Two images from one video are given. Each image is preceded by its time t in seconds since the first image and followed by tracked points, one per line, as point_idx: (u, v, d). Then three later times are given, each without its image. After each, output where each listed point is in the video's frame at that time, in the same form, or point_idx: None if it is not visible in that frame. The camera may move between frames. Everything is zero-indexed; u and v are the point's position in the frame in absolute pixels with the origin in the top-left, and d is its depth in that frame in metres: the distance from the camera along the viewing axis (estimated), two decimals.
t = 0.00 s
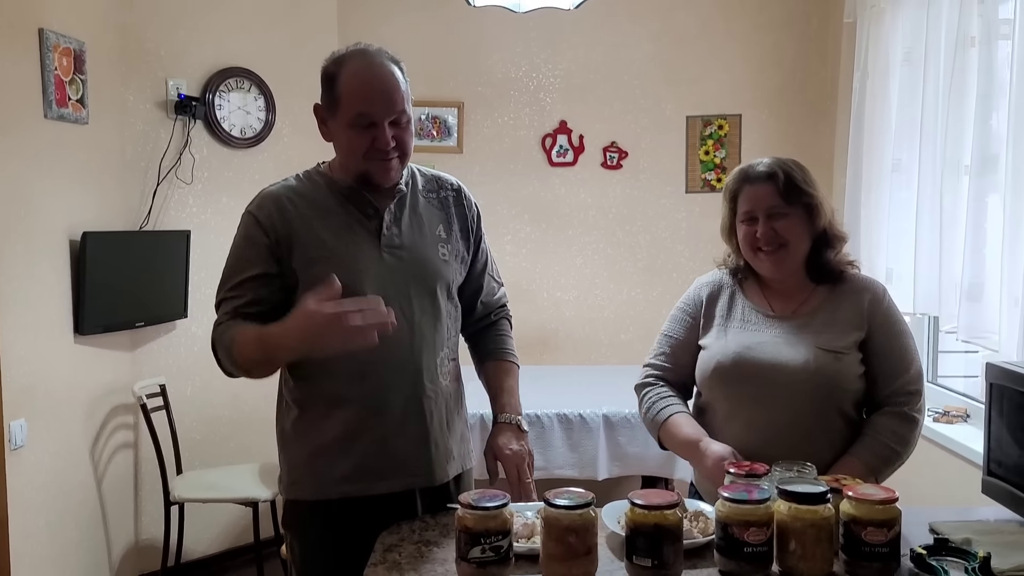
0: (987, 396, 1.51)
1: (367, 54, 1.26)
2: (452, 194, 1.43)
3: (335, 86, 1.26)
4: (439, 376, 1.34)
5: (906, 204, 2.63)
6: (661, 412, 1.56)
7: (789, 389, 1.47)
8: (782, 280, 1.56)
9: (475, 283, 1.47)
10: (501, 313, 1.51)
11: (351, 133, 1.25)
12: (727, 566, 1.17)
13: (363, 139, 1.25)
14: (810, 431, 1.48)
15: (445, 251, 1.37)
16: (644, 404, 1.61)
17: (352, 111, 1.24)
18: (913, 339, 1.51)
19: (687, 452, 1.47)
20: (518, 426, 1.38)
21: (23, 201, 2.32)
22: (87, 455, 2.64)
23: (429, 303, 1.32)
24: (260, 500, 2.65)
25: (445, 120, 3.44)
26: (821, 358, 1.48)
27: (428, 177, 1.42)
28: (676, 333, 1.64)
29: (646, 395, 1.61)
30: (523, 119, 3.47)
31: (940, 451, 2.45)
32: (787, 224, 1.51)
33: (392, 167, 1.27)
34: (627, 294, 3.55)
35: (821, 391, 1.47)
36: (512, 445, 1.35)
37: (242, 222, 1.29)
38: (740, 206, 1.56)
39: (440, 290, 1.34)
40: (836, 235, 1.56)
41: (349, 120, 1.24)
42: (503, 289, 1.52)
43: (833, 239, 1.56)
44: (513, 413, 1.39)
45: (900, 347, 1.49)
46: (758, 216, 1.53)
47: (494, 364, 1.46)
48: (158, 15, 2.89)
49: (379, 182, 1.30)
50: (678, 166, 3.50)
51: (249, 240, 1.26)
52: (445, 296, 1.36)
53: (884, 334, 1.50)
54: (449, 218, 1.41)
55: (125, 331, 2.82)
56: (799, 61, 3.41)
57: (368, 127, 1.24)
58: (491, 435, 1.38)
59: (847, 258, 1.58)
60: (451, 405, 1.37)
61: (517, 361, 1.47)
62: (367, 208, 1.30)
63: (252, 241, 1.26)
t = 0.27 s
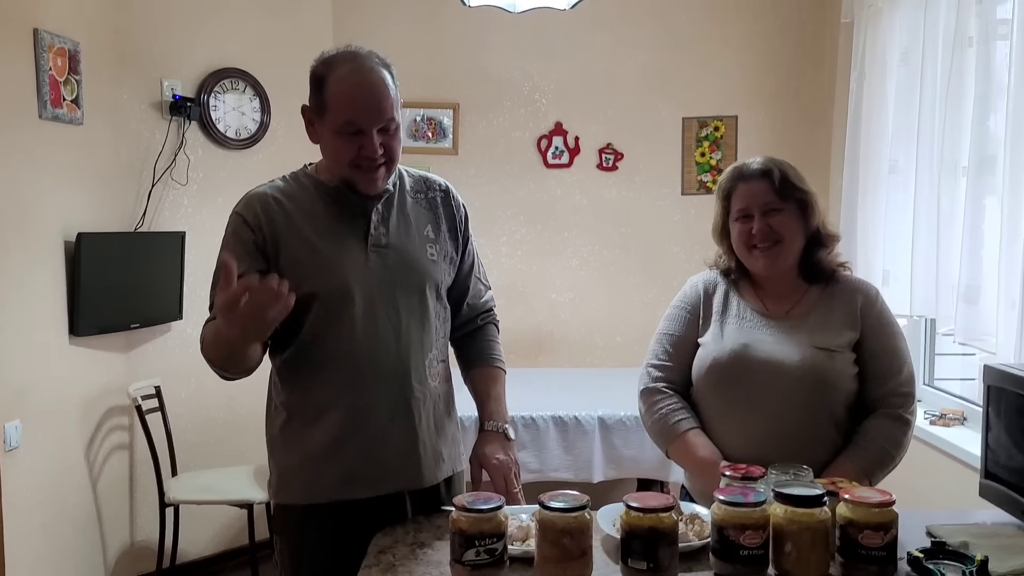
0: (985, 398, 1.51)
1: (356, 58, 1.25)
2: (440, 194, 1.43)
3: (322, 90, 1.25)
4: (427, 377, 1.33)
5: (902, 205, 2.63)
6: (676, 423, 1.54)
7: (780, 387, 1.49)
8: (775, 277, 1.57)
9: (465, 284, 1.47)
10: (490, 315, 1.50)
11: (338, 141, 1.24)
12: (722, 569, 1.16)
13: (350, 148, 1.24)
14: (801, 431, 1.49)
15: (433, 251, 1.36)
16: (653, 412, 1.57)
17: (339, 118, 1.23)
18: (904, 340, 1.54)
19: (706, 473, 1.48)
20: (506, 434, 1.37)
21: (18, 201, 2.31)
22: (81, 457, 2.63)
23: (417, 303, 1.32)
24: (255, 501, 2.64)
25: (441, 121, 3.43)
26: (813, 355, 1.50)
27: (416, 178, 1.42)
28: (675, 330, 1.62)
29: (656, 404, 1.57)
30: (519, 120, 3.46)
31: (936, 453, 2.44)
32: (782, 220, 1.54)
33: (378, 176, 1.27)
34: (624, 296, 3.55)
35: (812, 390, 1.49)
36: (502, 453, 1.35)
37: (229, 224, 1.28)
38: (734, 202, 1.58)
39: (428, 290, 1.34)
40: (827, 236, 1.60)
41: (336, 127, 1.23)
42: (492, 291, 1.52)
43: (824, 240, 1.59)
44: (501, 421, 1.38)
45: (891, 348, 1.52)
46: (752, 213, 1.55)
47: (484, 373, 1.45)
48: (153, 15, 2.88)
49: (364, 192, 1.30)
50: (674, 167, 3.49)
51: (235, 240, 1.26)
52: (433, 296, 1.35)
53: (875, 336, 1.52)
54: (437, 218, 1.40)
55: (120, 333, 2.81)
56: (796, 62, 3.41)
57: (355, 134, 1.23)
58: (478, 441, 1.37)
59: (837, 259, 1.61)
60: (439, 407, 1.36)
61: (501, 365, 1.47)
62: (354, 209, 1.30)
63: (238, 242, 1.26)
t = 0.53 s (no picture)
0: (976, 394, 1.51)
1: (342, 39, 1.26)
2: (431, 188, 1.43)
3: (308, 72, 1.25)
4: (418, 371, 1.32)
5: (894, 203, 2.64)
6: (667, 419, 1.54)
7: (772, 382, 1.49)
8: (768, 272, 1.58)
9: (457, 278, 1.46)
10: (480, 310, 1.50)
11: (326, 119, 1.24)
12: (714, 564, 1.14)
13: (338, 125, 1.24)
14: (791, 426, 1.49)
15: (425, 245, 1.36)
16: (644, 409, 1.57)
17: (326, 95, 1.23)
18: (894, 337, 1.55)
19: (696, 470, 1.47)
20: (497, 429, 1.37)
21: (8, 196, 2.30)
22: (71, 453, 2.62)
23: (408, 296, 1.31)
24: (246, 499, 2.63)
25: (435, 118, 3.43)
26: (805, 350, 1.49)
27: (406, 172, 1.42)
28: (666, 326, 1.63)
29: (647, 400, 1.57)
30: (513, 118, 3.46)
31: (929, 451, 2.45)
32: (779, 214, 1.55)
33: (369, 154, 1.26)
34: (617, 293, 3.55)
35: (803, 385, 1.48)
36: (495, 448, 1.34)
37: (219, 217, 1.28)
38: (731, 197, 1.59)
39: (419, 283, 1.33)
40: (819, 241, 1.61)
41: (323, 104, 1.23)
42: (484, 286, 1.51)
43: (817, 238, 1.61)
44: (492, 416, 1.38)
45: (882, 343, 1.52)
46: (750, 207, 1.56)
47: (472, 364, 1.46)
48: (146, 10, 2.87)
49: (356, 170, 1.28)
50: (668, 165, 3.49)
51: (226, 234, 1.26)
52: (425, 289, 1.35)
53: (866, 334, 1.53)
54: (428, 212, 1.40)
55: (111, 329, 2.80)
56: (790, 61, 3.42)
57: (342, 112, 1.23)
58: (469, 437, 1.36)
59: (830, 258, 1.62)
60: (430, 401, 1.35)
61: (495, 360, 1.47)
62: (345, 201, 1.30)
63: (228, 235, 1.26)
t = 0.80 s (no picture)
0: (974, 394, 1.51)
1: (326, 33, 1.29)
2: (432, 187, 1.42)
3: (296, 65, 1.28)
4: (410, 373, 1.32)
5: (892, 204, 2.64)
6: (664, 418, 1.54)
7: (770, 382, 1.49)
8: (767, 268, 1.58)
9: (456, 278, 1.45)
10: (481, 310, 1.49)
11: (315, 106, 1.26)
12: (712, 564, 1.14)
13: (327, 109, 1.25)
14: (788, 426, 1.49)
15: (421, 246, 1.35)
16: (641, 408, 1.57)
17: (313, 81, 1.25)
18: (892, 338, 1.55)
19: (694, 468, 1.47)
20: (496, 430, 1.37)
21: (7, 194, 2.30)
22: (69, 451, 2.62)
23: (402, 297, 1.30)
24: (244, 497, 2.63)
25: (434, 117, 3.43)
26: (804, 350, 1.49)
27: (407, 170, 1.41)
28: (663, 325, 1.63)
29: (644, 399, 1.57)
30: (512, 117, 3.46)
31: (927, 451, 2.45)
32: (780, 211, 1.55)
33: (359, 136, 1.26)
34: (615, 293, 3.55)
35: (800, 385, 1.48)
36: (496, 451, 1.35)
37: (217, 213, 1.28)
38: (732, 193, 1.59)
39: (414, 284, 1.33)
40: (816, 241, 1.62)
41: (311, 91, 1.25)
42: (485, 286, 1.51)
43: (815, 238, 1.61)
44: (490, 417, 1.38)
45: (879, 345, 1.52)
46: (751, 203, 1.56)
47: (473, 368, 1.45)
48: (145, 8, 2.87)
49: (348, 156, 1.28)
50: (667, 165, 3.50)
51: (223, 231, 1.26)
52: (420, 290, 1.34)
53: (864, 334, 1.53)
54: (427, 212, 1.39)
55: (110, 327, 2.79)
56: (788, 61, 3.42)
57: (330, 96, 1.25)
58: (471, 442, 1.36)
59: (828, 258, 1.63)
60: (422, 402, 1.35)
61: (495, 361, 1.47)
62: (340, 199, 1.30)
63: (225, 232, 1.26)
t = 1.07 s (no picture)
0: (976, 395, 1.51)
1: (314, 35, 1.29)
2: (434, 186, 1.40)
3: (286, 70, 1.29)
4: (402, 374, 1.31)
5: (894, 203, 2.64)
6: (665, 419, 1.54)
7: (769, 383, 1.49)
8: (767, 267, 1.59)
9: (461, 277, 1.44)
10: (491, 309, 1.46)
11: (303, 107, 1.26)
12: (715, 564, 1.14)
13: (313, 108, 1.24)
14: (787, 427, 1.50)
15: (417, 246, 1.34)
16: (642, 409, 1.57)
17: (299, 83, 1.25)
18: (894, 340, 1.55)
19: (696, 469, 1.47)
20: (511, 439, 1.33)
21: (10, 193, 2.30)
22: (71, 450, 2.62)
23: (395, 298, 1.30)
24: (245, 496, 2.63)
25: (436, 116, 3.43)
26: (803, 351, 1.50)
27: (410, 168, 1.40)
28: (664, 326, 1.63)
29: (645, 400, 1.57)
30: (513, 116, 3.46)
31: (928, 452, 2.45)
32: (784, 208, 1.56)
33: (349, 132, 1.25)
34: (616, 292, 3.55)
35: (799, 386, 1.49)
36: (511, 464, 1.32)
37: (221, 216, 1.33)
38: (739, 186, 1.60)
39: (408, 285, 1.32)
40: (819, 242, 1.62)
41: (298, 93, 1.26)
42: (495, 285, 1.48)
43: (819, 239, 1.62)
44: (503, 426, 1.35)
45: (879, 347, 1.52)
46: (756, 198, 1.57)
47: (481, 370, 1.42)
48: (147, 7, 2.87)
49: (340, 154, 1.26)
50: (668, 165, 3.50)
51: (223, 232, 1.30)
52: (416, 290, 1.33)
53: (864, 335, 1.53)
54: (427, 211, 1.38)
55: (111, 325, 2.80)
56: (789, 61, 3.42)
57: (317, 95, 1.25)
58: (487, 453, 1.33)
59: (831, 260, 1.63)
60: (419, 403, 1.34)
61: (507, 364, 1.43)
62: (335, 199, 1.31)
63: (226, 234, 1.31)
